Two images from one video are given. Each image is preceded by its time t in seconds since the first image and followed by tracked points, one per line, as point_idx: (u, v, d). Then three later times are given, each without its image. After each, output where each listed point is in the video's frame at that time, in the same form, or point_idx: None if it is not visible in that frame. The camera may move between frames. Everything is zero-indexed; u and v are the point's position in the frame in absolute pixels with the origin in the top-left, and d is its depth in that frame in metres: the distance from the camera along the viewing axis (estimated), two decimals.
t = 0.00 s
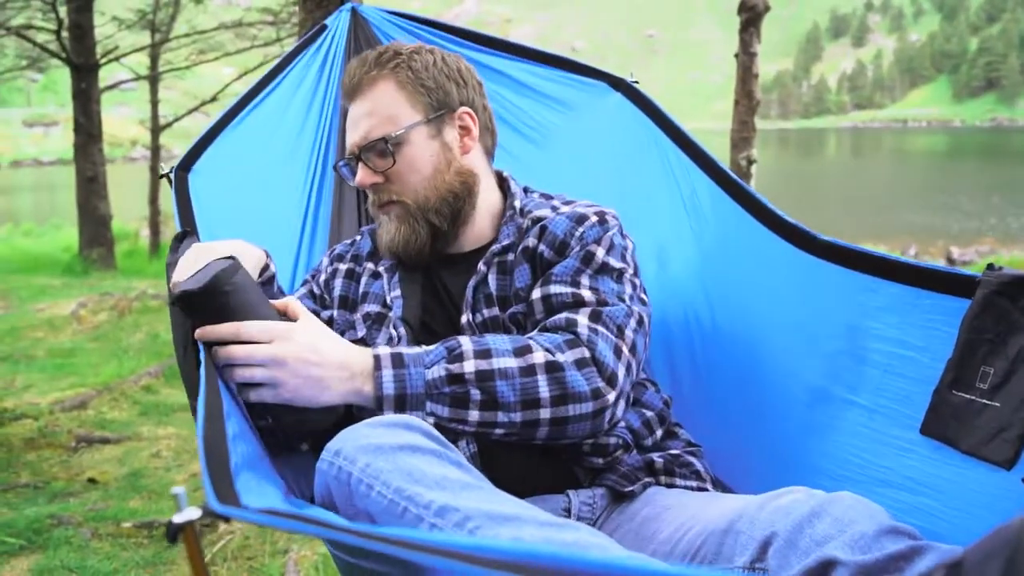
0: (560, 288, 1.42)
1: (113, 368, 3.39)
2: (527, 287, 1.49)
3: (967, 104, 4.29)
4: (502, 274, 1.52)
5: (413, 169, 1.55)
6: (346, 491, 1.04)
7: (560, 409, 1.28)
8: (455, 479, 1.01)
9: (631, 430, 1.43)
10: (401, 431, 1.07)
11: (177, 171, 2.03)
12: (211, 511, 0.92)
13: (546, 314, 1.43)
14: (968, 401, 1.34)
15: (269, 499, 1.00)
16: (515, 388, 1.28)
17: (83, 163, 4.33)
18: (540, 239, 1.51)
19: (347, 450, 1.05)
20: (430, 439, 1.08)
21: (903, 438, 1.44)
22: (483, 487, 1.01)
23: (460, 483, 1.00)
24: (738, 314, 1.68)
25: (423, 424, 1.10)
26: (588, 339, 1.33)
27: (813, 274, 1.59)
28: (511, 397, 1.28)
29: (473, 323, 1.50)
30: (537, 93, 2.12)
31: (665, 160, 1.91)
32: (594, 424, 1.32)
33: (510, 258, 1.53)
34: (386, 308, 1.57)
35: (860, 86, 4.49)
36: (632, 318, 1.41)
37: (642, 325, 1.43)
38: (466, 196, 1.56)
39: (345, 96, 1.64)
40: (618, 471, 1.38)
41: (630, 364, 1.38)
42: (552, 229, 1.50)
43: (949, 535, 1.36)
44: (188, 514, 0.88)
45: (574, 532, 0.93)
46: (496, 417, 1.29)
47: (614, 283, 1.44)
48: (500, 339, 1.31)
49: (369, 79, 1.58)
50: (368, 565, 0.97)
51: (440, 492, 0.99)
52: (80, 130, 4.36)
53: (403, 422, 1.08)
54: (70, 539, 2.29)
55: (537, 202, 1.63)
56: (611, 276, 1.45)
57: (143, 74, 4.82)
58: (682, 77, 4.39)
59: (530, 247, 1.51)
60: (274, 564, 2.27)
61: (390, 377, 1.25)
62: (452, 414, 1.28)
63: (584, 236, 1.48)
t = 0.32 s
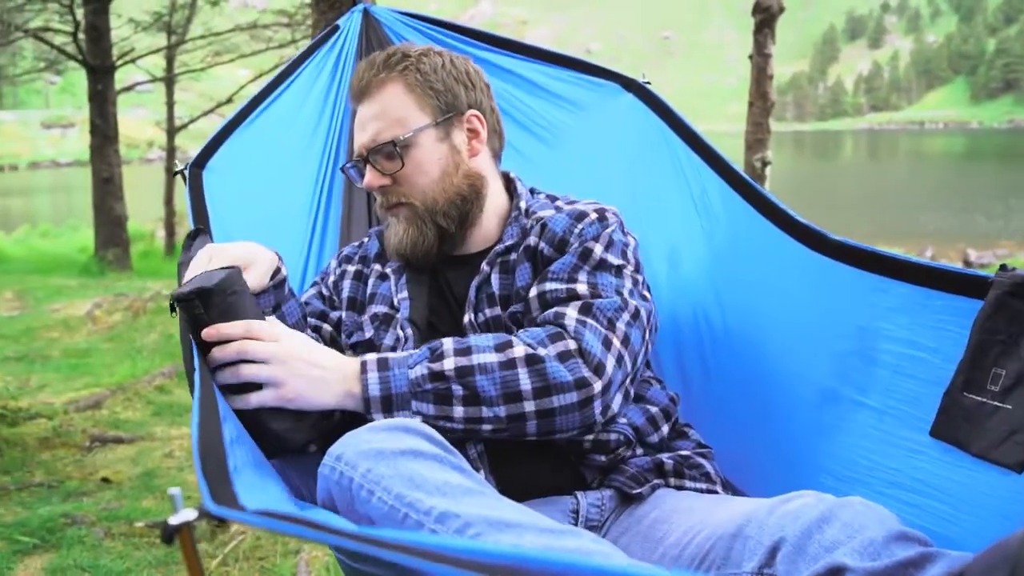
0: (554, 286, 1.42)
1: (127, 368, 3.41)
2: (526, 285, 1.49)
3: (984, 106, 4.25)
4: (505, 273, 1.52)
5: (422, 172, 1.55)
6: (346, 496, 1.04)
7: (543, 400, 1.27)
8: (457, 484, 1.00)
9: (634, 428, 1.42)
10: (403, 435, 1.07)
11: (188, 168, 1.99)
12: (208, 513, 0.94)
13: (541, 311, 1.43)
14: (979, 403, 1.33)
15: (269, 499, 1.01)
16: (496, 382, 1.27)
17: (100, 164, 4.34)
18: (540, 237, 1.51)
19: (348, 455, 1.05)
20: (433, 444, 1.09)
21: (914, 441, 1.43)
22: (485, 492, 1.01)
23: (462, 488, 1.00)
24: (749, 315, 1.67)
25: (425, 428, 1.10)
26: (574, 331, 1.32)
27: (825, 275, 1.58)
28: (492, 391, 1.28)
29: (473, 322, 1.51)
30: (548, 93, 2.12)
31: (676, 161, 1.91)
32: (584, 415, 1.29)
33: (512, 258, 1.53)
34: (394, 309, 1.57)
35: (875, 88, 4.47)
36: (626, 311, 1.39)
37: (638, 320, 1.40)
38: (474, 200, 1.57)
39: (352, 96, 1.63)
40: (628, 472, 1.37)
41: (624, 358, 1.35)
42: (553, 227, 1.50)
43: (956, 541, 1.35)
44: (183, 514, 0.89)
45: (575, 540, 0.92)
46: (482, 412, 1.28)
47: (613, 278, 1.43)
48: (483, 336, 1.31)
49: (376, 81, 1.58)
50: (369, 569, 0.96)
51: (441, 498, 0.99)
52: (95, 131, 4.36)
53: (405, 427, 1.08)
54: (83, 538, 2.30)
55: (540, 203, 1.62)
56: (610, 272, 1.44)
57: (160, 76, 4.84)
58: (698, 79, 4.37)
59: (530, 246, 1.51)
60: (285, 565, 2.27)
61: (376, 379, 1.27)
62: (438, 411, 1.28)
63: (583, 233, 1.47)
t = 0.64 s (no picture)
0: (569, 280, 1.42)
1: (141, 370, 3.42)
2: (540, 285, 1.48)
3: (1001, 109, 4.28)
4: (514, 274, 1.51)
5: (436, 179, 1.55)
6: (350, 502, 1.04)
7: (573, 384, 1.26)
8: (460, 491, 1.00)
9: (646, 420, 1.43)
10: (408, 440, 1.07)
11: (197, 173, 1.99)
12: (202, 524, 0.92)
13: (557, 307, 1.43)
14: (989, 406, 1.32)
15: (261, 512, 0.99)
16: (526, 363, 1.26)
17: (115, 167, 4.33)
18: (549, 238, 1.51)
19: (352, 462, 1.04)
20: (438, 449, 1.08)
21: (923, 443, 1.42)
22: (488, 499, 1.00)
23: (464, 495, 0.99)
24: (757, 316, 1.66)
25: (429, 433, 1.10)
26: (598, 321, 1.32)
27: (836, 276, 1.57)
28: (522, 372, 1.26)
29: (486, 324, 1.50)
30: (559, 94, 2.11)
31: (687, 163, 1.90)
32: (611, 402, 1.29)
33: (521, 260, 1.52)
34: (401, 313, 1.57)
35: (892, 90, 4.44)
36: (643, 306, 1.40)
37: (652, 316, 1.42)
38: (486, 207, 1.57)
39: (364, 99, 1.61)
40: (635, 473, 1.36)
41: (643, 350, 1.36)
42: (560, 225, 1.50)
43: (961, 547, 1.34)
44: (175, 527, 0.88)
45: (576, 547, 0.92)
46: (511, 393, 1.27)
47: (623, 275, 1.44)
48: (512, 321, 1.30)
49: (389, 85, 1.56)
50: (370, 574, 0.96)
51: (444, 505, 0.98)
52: (111, 134, 4.37)
53: (409, 433, 1.08)
54: (96, 539, 2.31)
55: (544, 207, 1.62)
56: (621, 269, 1.45)
57: (174, 79, 4.84)
58: (712, 81, 4.36)
59: (540, 246, 1.50)
60: (296, 566, 2.28)
61: (406, 354, 1.25)
62: (466, 390, 1.26)
63: (592, 231, 1.48)
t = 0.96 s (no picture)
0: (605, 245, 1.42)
1: (149, 369, 3.43)
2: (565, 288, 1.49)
3: (1011, 111, 4.26)
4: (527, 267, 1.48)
5: (448, 171, 1.54)
6: (353, 509, 1.04)
7: (671, 296, 1.27)
8: (460, 497, 1.00)
9: (662, 411, 1.42)
10: (409, 446, 1.07)
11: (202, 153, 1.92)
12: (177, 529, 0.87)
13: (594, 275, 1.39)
14: (985, 408, 1.32)
15: (242, 520, 0.97)
16: (635, 267, 1.24)
17: (125, 167, 4.34)
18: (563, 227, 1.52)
19: (352, 468, 1.05)
20: (438, 454, 1.08)
21: (920, 443, 1.43)
22: (490, 505, 1.00)
23: (466, 501, 0.99)
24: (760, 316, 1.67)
25: (431, 438, 1.10)
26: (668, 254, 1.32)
27: (837, 278, 1.58)
28: (630, 275, 1.23)
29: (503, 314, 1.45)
30: (566, 101, 2.12)
31: (694, 168, 1.90)
32: (694, 320, 1.31)
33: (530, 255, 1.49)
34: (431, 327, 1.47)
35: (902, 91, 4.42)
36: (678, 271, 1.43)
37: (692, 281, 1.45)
38: (491, 208, 1.57)
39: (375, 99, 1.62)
40: (636, 469, 1.35)
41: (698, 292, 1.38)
42: (574, 214, 1.53)
43: (961, 550, 1.34)
44: (154, 529, 0.84)
45: (580, 555, 0.92)
46: (616, 293, 1.22)
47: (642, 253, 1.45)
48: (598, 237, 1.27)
49: (405, 84, 1.58)
50: None
51: (445, 512, 0.98)
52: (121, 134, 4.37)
53: (413, 438, 1.08)
54: (103, 538, 2.32)
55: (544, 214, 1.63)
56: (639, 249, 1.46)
57: (184, 80, 4.86)
58: (725, 81, 4.36)
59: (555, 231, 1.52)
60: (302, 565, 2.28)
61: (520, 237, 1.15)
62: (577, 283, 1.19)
63: (606, 215, 1.49)
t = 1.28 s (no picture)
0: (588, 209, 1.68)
1: (159, 370, 3.44)
2: (580, 298, 1.59)
3: None
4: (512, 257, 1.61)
5: (428, 190, 1.60)
6: (349, 523, 1.04)
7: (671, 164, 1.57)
8: (458, 512, 0.99)
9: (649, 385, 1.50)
10: (407, 460, 1.07)
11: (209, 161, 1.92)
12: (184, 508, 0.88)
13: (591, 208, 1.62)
14: (991, 412, 1.30)
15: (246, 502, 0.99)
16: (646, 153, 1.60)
17: (138, 169, 4.35)
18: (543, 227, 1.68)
19: (350, 483, 1.04)
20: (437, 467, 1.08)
21: (926, 445, 1.42)
22: (486, 518, 0.99)
23: (463, 516, 0.99)
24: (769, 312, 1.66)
25: (432, 452, 1.10)
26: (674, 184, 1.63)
27: (847, 277, 1.58)
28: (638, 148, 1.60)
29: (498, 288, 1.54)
30: (570, 99, 2.10)
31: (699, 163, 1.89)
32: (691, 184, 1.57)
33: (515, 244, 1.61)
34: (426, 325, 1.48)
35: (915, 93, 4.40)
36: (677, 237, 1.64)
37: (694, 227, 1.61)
38: (468, 222, 1.65)
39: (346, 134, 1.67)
40: (637, 466, 1.37)
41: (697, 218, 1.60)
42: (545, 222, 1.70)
43: (963, 556, 1.34)
44: (160, 508, 0.86)
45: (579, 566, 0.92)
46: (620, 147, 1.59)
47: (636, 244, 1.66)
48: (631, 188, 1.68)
49: (375, 114, 1.63)
50: None
51: (442, 529, 0.97)
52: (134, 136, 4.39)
53: (412, 451, 1.08)
54: (112, 537, 2.32)
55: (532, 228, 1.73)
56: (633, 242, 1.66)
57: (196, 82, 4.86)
58: (735, 83, 4.34)
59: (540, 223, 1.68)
60: (309, 565, 2.29)
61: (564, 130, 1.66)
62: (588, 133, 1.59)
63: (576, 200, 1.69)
